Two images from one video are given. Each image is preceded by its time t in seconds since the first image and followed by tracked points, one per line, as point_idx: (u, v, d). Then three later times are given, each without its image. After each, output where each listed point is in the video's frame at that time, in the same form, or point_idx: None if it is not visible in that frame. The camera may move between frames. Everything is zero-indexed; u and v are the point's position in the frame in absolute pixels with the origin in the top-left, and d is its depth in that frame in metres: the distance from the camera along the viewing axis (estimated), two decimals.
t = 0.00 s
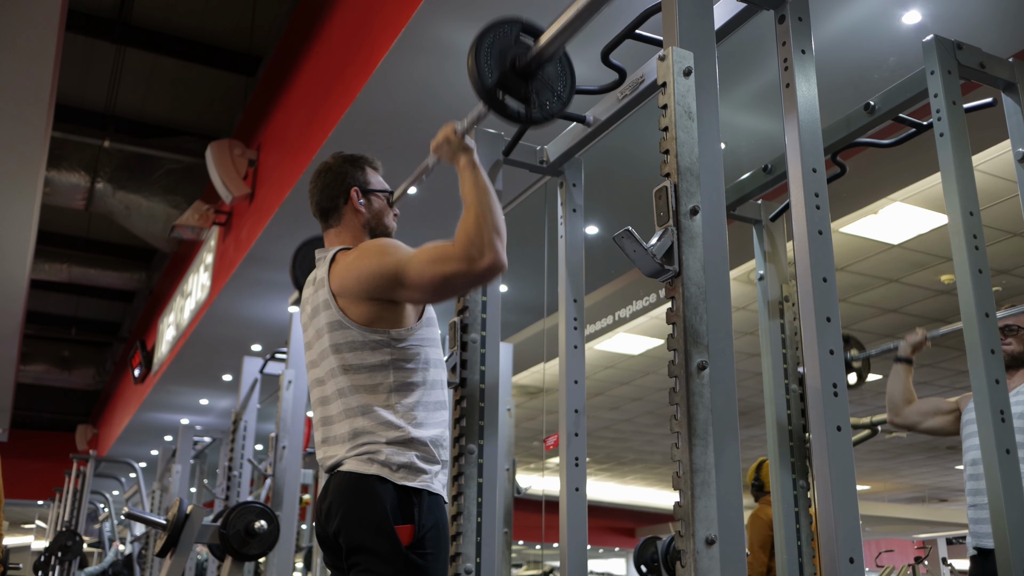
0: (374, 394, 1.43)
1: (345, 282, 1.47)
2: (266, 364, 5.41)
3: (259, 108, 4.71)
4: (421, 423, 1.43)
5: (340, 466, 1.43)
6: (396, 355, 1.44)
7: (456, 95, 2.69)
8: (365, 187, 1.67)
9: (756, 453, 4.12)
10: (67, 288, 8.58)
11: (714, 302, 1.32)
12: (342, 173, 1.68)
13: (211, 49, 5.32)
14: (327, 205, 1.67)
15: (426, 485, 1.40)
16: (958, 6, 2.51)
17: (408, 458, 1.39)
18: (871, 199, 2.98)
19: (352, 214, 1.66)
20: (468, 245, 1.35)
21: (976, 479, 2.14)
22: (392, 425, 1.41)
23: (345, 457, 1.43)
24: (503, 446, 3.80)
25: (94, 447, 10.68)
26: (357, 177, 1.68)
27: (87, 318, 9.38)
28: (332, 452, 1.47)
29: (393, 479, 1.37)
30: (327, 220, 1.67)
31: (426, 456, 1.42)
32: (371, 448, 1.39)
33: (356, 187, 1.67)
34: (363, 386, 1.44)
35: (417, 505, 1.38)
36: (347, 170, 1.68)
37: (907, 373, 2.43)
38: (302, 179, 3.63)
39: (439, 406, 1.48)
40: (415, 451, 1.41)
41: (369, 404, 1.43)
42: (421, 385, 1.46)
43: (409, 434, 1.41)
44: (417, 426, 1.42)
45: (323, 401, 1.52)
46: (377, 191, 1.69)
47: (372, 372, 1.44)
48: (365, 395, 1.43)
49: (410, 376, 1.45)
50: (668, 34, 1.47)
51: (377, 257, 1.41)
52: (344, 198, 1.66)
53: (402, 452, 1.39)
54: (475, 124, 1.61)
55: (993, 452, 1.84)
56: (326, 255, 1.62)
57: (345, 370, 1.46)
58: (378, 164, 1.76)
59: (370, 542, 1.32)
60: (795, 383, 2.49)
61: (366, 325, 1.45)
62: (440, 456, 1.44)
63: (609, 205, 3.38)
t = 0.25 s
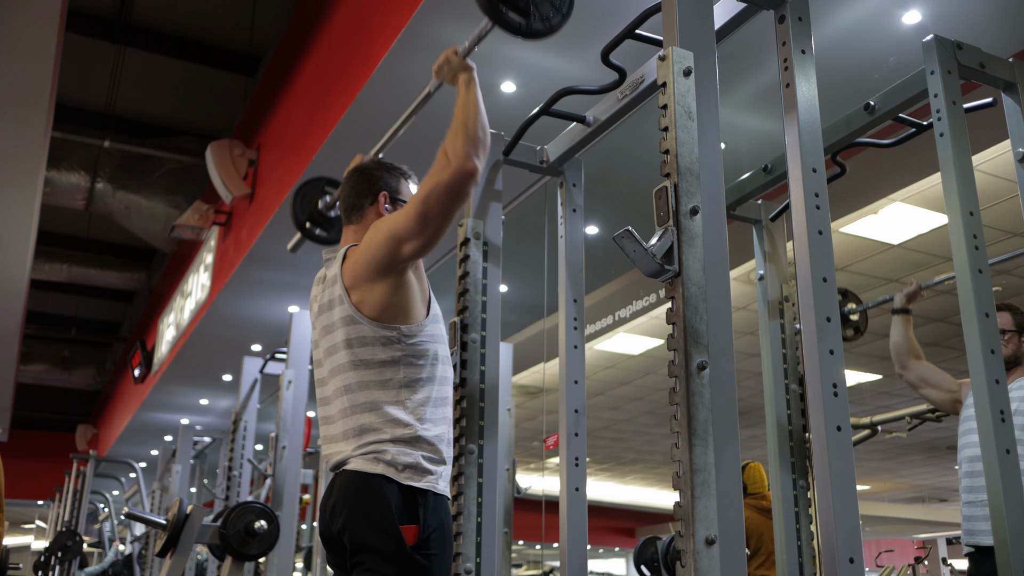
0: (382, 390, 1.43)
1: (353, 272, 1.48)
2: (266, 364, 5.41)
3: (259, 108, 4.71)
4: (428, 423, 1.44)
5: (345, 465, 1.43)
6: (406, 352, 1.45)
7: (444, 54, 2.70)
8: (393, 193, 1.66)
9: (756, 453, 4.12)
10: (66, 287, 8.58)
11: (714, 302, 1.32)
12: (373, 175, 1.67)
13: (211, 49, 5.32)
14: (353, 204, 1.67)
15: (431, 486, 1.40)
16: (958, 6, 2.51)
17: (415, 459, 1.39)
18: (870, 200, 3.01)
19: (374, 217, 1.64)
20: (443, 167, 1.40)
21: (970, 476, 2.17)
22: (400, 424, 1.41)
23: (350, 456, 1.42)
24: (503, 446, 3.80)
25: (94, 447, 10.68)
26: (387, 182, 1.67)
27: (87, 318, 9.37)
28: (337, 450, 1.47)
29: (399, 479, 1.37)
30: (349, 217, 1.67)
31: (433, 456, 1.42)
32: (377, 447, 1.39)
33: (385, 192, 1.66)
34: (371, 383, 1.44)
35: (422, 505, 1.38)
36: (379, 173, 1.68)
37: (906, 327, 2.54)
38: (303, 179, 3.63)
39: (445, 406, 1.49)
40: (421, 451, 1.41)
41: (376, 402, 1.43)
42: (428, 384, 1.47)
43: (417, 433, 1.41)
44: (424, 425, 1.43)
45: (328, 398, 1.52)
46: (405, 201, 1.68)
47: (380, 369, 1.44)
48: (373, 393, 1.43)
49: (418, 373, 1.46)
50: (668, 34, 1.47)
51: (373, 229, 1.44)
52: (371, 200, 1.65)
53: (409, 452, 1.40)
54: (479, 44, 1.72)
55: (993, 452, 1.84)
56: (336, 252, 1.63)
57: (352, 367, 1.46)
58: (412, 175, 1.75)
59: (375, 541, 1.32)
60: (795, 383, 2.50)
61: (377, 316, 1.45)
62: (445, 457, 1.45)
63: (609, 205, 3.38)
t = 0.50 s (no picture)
0: (385, 384, 1.43)
1: (359, 267, 1.49)
2: (266, 364, 5.41)
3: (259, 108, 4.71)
4: (431, 419, 1.44)
5: (345, 464, 1.43)
6: (411, 344, 1.45)
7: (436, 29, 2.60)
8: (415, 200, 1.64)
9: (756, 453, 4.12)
10: (66, 288, 8.58)
11: (714, 302, 1.32)
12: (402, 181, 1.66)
13: (211, 49, 5.32)
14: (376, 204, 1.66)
15: (431, 486, 1.40)
16: (958, 6, 2.51)
17: (415, 458, 1.39)
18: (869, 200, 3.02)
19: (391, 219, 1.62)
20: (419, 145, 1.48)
21: (968, 474, 2.17)
22: (402, 420, 1.41)
23: (350, 455, 1.43)
24: (503, 446, 3.80)
25: (94, 447, 10.67)
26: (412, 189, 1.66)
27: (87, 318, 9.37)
28: (338, 448, 1.47)
29: (398, 479, 1.37)
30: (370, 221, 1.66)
31: (433, 455, 1.42)
32: (376, 447, 1.39)
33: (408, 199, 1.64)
34: (375, 378, 1.44)
35: (422, 506, 1.38)
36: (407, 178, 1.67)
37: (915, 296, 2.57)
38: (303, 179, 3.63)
39: (448, 403, 1.49)
40: (421, 450, 1.41)
41: (378, 399, 1.43)
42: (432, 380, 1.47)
43: (419, 430, 1.42)
44: (426, 422, 1.43)
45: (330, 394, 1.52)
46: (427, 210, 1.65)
47: (384, 362, 1.44)
48: (376, 388, 1.43)
49: (423, 367, 1.45)
50: (668, 34, 1.48)
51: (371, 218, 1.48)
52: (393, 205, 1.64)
53: (408, 451, 1.40)
54: None
55: (993, 452, 1.84)
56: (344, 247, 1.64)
57: (356, 361, 1.46)
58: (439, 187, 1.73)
59: (374, 542, 1.32)
60: (795, 383, 2.49)
61: (385, 309, 1.45)
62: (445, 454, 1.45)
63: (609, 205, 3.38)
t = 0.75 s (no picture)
0: (388, 382, 1.43)
1: (366, 263, 1.49)
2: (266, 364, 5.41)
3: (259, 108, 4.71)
4: (433, 417, 1.43)
5: (346, 463, 1.43)
6: (415, 341, 1.45)
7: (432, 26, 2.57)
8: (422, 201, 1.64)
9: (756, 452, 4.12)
10: (66, 288, 8.58)
11: (714, 302, 1.32)
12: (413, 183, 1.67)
13: (211, 49, 5.32)
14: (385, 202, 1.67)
15: (430, 485, 1.40)
16: (958, 6, 2.51)
17: (416, 457, 1.39)
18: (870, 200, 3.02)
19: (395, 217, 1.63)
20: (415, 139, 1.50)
21: (969, 474, 2.17)
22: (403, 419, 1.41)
23: (350, 454, 1.42)
24: (502, 446, 3.80)
25: (94, 447, 10.68)
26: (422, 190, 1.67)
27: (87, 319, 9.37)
28: (339, 446, 1.47)
29: (398, 478, 1.37)
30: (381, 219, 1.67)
31: (434, 454, 1.42)
32: (377, 446, 1.39)
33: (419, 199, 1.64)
34: (377, 376, 1.44)
35: (422, 505, 1.38)
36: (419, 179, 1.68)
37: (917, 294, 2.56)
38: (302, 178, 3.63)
39: (451, 400, 1.49)
40: (421, 449, 1.41)
41: (379, 397, 1.43)
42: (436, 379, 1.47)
43: (421, 427, 1.42)
44: (428, 420, 1.43)
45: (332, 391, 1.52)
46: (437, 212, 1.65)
47: (388, 359, 1.44)
48: (378, 385, 1.43)
49: (427, 364, 1.45)
50: (668, 33, 1.47)
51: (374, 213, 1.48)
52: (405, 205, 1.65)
53: (409, 451, 1.39)
54: None
55: (993, 452, 1.84)
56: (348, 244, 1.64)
57: (359, 358, 1.46)
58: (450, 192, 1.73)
59: (374, 541, 1.32)
60: (795, 383, 2.50)
61: (391, 306, 1.45)
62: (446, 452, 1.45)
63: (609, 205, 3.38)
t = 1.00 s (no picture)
0: (383, 386, 1.44)
1: (359, 268, 1.49)
2: (266, 364, 5.41)
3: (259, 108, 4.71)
4: (429, 419, 1.44)
5: (343, 464, 1.43)
6: (409, 346, 1.46)
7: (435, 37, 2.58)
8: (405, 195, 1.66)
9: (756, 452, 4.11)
10: (66, 288, 8.58)
11: (714, 303, 1.32)
12: (389, 176, 1.68)
13: (211, 49, 5.32)
14: (365, 203, 1.68)
15: (428, 484, 1.40)
16: (958, 6, 2.51)
17: (412, 458, 1.39)
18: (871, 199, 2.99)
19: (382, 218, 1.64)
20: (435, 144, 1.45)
21: (970, 476, 2.17)
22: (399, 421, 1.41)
23: (348, 455, 1.43)
24: (502, 446, 3.80)
25: (94, 447, 10.68)
26: (400, 184, 1.68)
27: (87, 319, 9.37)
28: (336, 448, 1.47)
29: (395, 478, 1.37)
30: (363, 216, 1.68)
31: (429, 454, 1.42)
32: (374, 447, 1.40)
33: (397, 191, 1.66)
34: (372, 380, 1.44)
35: (419, 504, 1.38)
36: (393, 173, 1.69)
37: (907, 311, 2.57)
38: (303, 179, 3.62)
39: (447, 403, 1.49)
40: (419, 449, 1.41)
41: (376, 400, 1.43)
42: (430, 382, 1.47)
43: (417, 429, 1.42)
44: (424, 422, 1.43)
45: (329, 395, 1.52)
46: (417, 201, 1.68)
47: (383, 364, 1.45)
48: (374, 389, 1.44)
49: (421, 368, 1.45)
50: (668, 34, 1.48)
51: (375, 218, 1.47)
52: (385, 199, 1.66)
53: (405, 450, 1.40)
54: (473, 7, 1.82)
55: (993, 452, 1.84)
56: (341, 251, 1.65)
57: (355, 362, 1.47)
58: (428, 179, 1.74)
59: (371, 541, 1.32)
60: (795, 383, 2.49)
61: (384, 311, 1.46)
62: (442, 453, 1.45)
63: (609, 205, 3.38)
